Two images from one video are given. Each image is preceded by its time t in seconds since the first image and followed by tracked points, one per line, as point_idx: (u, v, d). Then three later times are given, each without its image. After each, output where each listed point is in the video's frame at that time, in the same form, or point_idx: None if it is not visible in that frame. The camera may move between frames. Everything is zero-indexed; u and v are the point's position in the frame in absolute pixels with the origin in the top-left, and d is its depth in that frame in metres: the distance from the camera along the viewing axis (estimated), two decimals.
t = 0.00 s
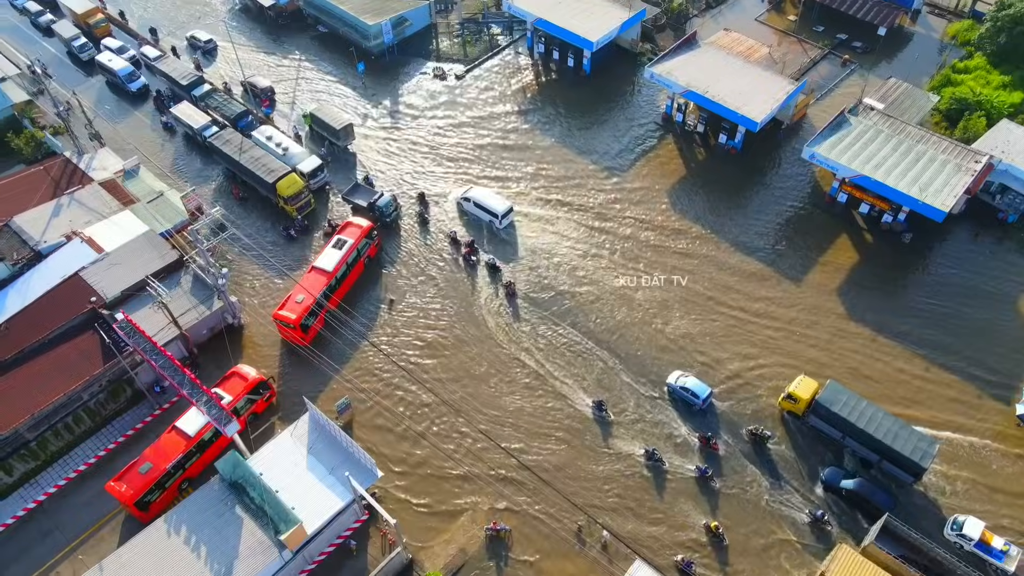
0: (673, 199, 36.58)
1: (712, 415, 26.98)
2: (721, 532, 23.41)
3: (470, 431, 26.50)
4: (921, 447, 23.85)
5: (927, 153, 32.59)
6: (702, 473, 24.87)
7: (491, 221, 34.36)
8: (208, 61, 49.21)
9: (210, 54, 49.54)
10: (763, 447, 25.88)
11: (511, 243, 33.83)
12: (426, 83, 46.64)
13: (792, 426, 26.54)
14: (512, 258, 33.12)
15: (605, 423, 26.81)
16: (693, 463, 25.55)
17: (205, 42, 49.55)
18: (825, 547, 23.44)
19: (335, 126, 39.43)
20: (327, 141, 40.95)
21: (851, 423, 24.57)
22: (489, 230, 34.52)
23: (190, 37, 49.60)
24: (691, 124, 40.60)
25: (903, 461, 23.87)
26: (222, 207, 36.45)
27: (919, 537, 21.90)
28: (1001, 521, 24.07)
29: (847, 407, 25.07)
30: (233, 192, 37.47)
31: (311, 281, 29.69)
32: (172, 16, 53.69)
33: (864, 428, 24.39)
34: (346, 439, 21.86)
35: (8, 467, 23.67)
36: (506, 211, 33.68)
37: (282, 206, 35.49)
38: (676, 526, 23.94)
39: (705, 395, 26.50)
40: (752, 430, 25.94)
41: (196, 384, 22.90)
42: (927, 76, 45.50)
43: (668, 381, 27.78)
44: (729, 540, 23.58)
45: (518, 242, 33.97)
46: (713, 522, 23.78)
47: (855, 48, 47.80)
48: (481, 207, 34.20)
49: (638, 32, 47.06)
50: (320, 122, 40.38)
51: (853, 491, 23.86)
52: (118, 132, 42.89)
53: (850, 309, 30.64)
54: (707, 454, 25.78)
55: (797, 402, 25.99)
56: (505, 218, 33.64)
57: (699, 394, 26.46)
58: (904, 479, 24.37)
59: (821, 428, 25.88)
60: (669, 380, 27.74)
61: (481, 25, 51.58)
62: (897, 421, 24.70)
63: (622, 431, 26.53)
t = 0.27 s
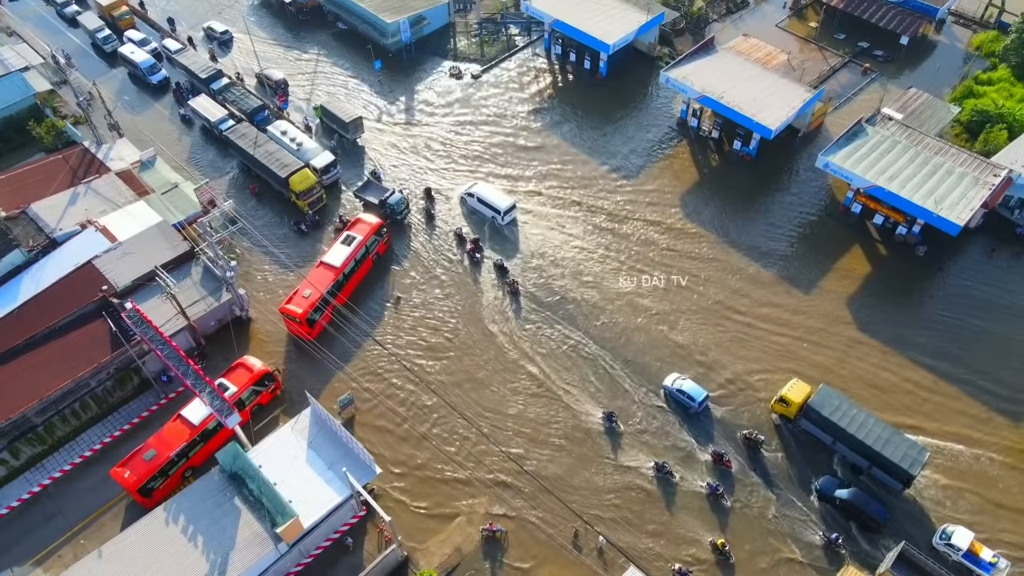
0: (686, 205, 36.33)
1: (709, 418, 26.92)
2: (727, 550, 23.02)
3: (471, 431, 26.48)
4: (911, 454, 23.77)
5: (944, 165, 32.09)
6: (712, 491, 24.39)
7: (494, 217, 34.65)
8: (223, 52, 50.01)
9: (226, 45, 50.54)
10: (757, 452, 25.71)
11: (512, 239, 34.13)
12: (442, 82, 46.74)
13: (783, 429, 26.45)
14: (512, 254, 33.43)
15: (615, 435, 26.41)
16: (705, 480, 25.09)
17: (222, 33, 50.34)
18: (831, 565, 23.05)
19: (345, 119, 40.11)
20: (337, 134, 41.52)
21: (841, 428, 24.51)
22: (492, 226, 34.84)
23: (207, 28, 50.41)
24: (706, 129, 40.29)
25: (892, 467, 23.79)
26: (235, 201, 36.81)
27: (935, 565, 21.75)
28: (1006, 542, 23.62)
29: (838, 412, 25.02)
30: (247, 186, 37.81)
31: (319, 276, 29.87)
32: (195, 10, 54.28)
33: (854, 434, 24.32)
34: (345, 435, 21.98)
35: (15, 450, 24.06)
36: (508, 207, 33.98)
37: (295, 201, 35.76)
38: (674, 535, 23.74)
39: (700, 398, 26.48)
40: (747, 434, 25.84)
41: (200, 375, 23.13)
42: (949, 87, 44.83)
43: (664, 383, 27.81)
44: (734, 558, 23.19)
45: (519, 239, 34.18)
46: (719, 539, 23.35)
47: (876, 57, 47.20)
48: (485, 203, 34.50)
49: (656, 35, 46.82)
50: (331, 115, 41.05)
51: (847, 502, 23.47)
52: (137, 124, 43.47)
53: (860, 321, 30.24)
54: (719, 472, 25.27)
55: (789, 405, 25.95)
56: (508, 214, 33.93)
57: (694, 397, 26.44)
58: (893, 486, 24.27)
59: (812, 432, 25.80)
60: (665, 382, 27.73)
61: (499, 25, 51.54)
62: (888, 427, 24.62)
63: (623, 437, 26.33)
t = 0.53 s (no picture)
0: (697, 211, 36.06)
1: (705, 422, 26.82)
2: (733, 568, 22.63)
3: (471, 431, 26.48)
4: (901, 460, 23.66)
5: (961, 178, 31.56)
6: (722, 509, 23.91)
7: (497, 213, 34.91)
8: (239, 42, 51.02)
9: (243, 36, 51.43)
10: (751, 455, 25.64)
11: (514, 236, 34.35)
12: (458, 82, 46.83)
13: (775, 432, 26.38)
14: (514, 250, 33.63)
15: (625, 446, 26.06)
16: (715, 497, 24.62)
17: (239, 25, 51.08)
18: None
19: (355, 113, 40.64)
20: (347, 127, 42.07)
21: (832, 432, 24.42)
22: (495, 222, 35.09)
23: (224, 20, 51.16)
24: (721, 135, 39.97)
25: (881, 473, 23.69)
26: (248, 194, 37.15)
27: None
28: (1010, 563, 23.19)
29: (830, 416, 24.93)
30: (260, 180, 38.14)
31: (327, 271, 30.07)
32: (218, 4, 54.90)
33: (845, 438, 24.23)
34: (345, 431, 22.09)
35: (23, 433, 24.50)
36: (511, 204, 34.16)
37: (307, 196, 36.00)
38: (671, 543, 23.54)
39: (696, 401, 26.41)
40: (741, 438, 25.79)
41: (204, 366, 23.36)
42: (971, 98, 44.10)
43: (660, 385, 27.80)
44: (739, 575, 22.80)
45: (521, 236, 34.39)
46: (725, 557, 22.98)
47: (897, 66, 46.57)
48: (489, 199, 34.76)
49: (674, 39, 46.55)
50: (342, 108, 41.57)
51: (840, 510, 23.23)
52: (156, 116, 44.04)
53: (869, 334, 29.86)
54: (732, 491, 24.77)
55: (781, 408, 25.89)
56: (510, 211, 34.13)
57: (690, 400, 26.37)
58: (882, 492, 24.16)
59: (803, 436, 25.72)
60: (662, 384, 27.68)
61: (517, 25, 51.50)
62: (879, 433, 24.52)
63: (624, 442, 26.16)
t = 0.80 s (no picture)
0: (709, 218, 35.80)
1: (702, 425, 26.74)
2: None
3: (472, 431, 26.54)
4: (891, 466, 23.52)
5: (979, 192, 31.03)
6: (732, 529, 23.40)
7: (501, 209, 35.10)
8: (254, 33, 52.11)
9: (258, 27, 52.47)
10: (744, 459, 25.51)
11: (517, 233, 34.52)
12: (474, 81, 46.90)
13: (767, 435, 26.30)
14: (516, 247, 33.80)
15: (634, 460, 25.71)
16: (727, 517, 24.07)
17: (255, 16, 52.27)
18: None
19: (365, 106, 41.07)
20: (356, 120, 42.58)
21: (822, 435, 24.32)
22: (498, 218, 35.28)
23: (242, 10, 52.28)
24: (735, 141, 39.65)
25: (870, 478, 23.57)
26: (262, 187, 37.47)
27: None
28: None
29: (822, 419, 24.79)
30: (274, 174, 38.43)
31: (335, 267, 30.26)
32: None
33: (835, 442, 24.11)
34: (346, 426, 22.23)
35: (31, 418, 24.92)
36: (514, 201, 34.26)
37: (320, 192, 36.24)
38: (668, 552, 23.40)
39: (693, 404, 26.34)
40: (735, 442, 25.63)
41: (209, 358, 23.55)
42: (994, 111, 43.36)
43: (658, 386, 27.78)
44: None
45: (523, 232, 34.63)
46: None
47: (919, 76, 45.90)
48: (493, 194, 34.92)
49: (692, 44, 46.25)
50: (352, 102, 42.13)
51: (833, 519, 23.06)
52: (175, 108, 44.58)
53: (878, 347, 29.49)
54: (745, 512, 24.19)
55: (773, 410, 25.75)
56: (514, 208, 34.28)
57: (687, 402, 26.32)
58: (871, 497, 24.05)
59: (794, 438, 25.60)
60: (659, 386, 27.63)
61: (535, 26, 51.45)
62: (870, 438, 24.37)
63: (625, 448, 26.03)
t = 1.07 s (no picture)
0: (720, 224, 35.53)
1: (698, 428, 26.75)
2: None
3: (473, 433, 26.54)
4: (880, 470, 23.34)
5: (997, 206, 30.45)
6: (741, 549, 22.96)
7: (505, 204, 35.46)
8: (271, 26, 52.57)
9: (275, 20, 53.02)
10: (738, 462, 25.50)
11: (520, 229, 34.87)
12: (490, 81, 46.94)
13: (759, 436, 26.30)
14: (518, 242, 34.13)
15: (642, 473, 25.42)
16: (737, 536, 23.63)
17: (273, 9, 52.84)
18: None
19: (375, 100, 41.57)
20: (368, 113, 43.14)
21: (812, 438, 24.18)
22: (503, 214, 35.65)
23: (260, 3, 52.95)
24: (750, 148, 39.33)
25: (859, 482, 23.42)
26: (275, 182, 37.77)
27: None
28: None
29: (813, 422, 24.69)
30: (288, 169, 38.73)
31: (343, 262, 30.44)
32: None
33: (825, 444, 23.97)
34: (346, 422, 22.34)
35: (40, 403, 25.18)
36: (518, 197, 34.67)
37: (332, 188, 36.46)
38: (665, 560, 23.24)
39: (689, 406, 26.33)
40: (728, 445, 25.68)
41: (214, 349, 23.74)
42: (1017, 124, 42.60)
43: (655, 387, 27.84)
44: None
45: (527, 228, 34.96)
46: None
47: (941, 86, 45.22)
48: (497, 190, 35.32)
49: (711, 49, 45.93)
50: (364, 95, 42.62)
51: (826, 528, 22.87)
52: (194, 101, 45.09)
53: (888, 361, 29.10)
54: (757, 534, 23.67)
55: (766, 411, 25.72)
56: (517, 203, 34.66)
57: (683, 404, 26.30)
58: (860, 502, 23.87)
59: (786, 441, 25.51)
60: (657, 387, 27.64)
61: (553, 28, 51.36)
62: (861, 442, 24.21)
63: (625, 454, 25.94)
